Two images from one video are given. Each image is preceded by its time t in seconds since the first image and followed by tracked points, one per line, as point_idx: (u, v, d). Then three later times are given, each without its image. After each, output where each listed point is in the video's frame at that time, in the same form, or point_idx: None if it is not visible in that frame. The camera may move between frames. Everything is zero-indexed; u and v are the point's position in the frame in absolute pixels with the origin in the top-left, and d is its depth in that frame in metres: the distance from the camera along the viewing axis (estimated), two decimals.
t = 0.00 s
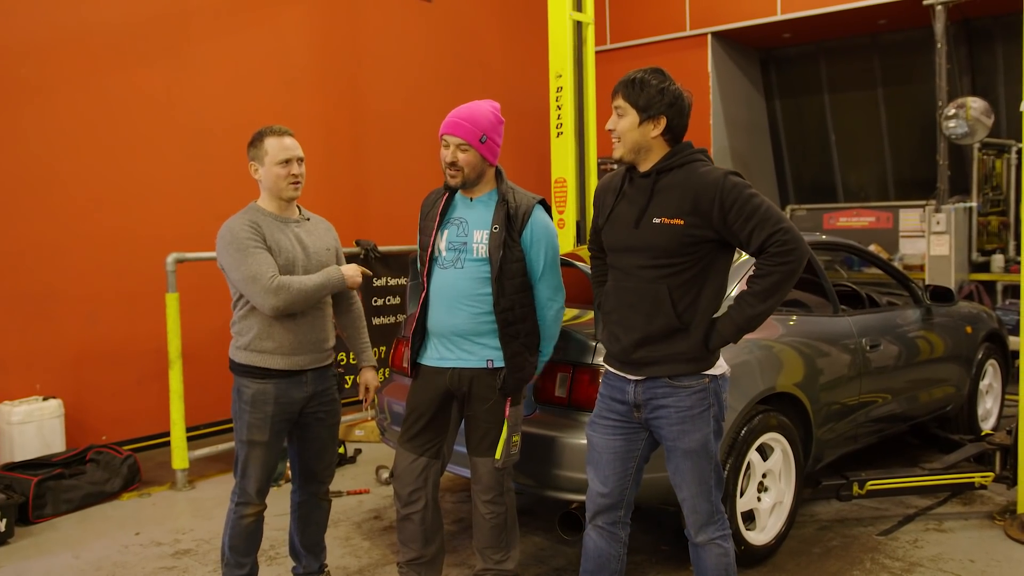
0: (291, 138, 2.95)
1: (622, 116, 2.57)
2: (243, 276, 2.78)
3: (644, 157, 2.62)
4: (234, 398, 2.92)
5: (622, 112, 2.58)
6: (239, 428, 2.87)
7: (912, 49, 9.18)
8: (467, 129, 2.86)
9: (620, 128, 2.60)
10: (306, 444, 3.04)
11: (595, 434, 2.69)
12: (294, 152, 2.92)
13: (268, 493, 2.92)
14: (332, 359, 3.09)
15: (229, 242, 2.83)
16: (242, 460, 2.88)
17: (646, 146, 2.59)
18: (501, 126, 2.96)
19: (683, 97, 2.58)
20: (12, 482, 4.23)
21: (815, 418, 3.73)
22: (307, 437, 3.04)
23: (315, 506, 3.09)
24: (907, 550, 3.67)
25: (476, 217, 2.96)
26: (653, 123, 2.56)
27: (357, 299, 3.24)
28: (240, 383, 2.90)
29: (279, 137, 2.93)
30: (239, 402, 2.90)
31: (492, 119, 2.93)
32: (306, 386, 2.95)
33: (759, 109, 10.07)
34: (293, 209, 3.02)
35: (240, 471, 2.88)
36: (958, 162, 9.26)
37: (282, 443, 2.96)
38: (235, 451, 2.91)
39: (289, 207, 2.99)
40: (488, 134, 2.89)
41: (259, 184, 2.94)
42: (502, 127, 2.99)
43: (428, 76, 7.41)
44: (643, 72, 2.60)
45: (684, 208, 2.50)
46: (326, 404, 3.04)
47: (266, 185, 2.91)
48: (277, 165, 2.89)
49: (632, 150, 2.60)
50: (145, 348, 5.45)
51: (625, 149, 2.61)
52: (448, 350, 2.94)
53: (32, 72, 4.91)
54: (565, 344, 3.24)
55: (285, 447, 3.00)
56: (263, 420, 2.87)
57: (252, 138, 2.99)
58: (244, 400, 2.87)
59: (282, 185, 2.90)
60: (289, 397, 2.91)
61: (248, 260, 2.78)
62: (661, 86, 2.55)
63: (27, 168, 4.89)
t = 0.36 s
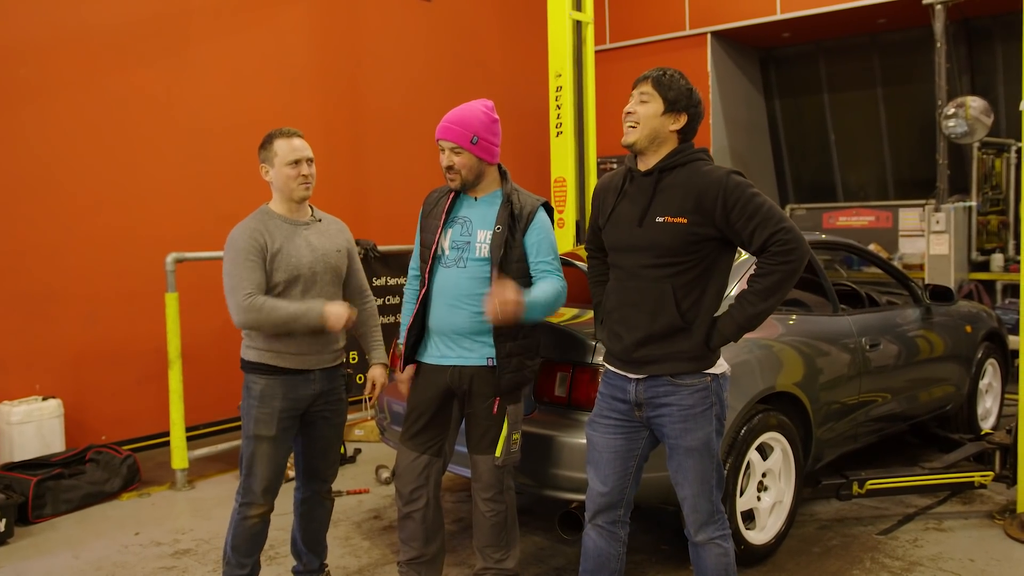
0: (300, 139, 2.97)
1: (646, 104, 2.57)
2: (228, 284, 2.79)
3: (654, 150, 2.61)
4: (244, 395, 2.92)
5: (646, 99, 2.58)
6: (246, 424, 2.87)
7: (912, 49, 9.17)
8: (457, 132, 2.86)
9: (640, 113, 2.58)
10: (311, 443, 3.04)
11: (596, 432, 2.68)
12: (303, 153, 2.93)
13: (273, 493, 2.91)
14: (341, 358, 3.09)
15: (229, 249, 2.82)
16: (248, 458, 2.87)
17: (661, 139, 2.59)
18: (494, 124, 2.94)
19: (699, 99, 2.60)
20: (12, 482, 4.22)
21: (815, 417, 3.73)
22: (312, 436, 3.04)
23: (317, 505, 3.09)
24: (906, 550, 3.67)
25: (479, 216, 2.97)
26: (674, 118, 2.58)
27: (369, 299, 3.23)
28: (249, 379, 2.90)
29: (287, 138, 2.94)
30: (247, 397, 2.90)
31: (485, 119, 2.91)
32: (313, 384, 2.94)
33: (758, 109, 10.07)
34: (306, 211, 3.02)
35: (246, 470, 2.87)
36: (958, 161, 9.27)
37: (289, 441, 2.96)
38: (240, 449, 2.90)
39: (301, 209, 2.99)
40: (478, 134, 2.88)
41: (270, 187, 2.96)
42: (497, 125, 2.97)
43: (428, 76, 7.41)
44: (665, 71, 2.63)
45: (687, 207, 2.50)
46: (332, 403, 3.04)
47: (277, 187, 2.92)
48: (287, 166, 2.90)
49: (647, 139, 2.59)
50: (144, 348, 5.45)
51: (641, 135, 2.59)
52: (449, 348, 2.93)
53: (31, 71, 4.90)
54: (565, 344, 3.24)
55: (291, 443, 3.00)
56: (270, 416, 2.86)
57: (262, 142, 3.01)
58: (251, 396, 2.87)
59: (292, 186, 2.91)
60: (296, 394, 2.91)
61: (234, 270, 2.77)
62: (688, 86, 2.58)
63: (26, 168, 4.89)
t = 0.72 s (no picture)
0: (307, 138, 2.98)
1: (660, 102, 2.56)
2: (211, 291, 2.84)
3: (663, 148, 2.61)
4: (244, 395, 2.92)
5: (659, 97, 2.57)
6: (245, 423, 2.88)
7: (912, 49, 9.17)
8: (447, 129, 2.86)
9: (652, 111, 2.57)
10: (312, 442, 3.04)
11: (595, 431, 2.68)
12: (312, 153, 2.94)
13: (272, 492, 2.91)
14: (342, 357, 3.08)
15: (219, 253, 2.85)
16: (247, 457, 2.88)
17: (672, 138, 2.59)
18: (486, 121, 2.91)
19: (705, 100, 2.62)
20: (12, 480, 4.22)
21: (815, 417, 3.73)
22: (312, 436, 3.04)
23: (318, 505, 3.09)
24: (906, 550, 3.67)
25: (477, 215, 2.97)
26: (683, 118, 2.59)
27: (371, 299, 3.23)
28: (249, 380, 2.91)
29: (294, 138, 2.95)
30: (246, 396, 2.91)
31: (477, 117, 2.89)
32: (313, 384, 2.94)
33: (759, 109, 10.07)
34: (311, 211, 3.02)
35: (246, 468, 2.88)
36: (958, 161, 9.27)
37: (289, 440, 2.95)
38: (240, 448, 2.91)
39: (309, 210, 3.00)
40: (468, 131, 2.86)
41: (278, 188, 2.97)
42: (490, 122, 2.93)
43: (428, 75, 7.41)
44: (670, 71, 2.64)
45: (691, 205, 2.50)
46: (332, 403, 3.03)
47: (286, 188, 2.93)
48: (295, 165, 2.91)
49: (659, 137, 2.58)
50: (145, 346, 5.45)
51: (653, 133, 2.58)
52: (449, 346, 2.93)
53: (32, 70, 4.90)
54: (565, 342, 3.23)
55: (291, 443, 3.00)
56: (267, 416, 2.86)
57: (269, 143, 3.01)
58: (250, 396, 2.88)
59: (301, 186, 2.92)
60: (295, 394, 2.90)
61: (217, 277, 2.81)
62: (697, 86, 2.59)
63: (26, 167, 4.89)
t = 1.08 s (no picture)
0: (303, 137, 2.98)
1: (654, 105, 2.55)
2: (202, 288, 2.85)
3: (660, 150, 2.61)
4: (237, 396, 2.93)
5: (652, 100, 2.56)
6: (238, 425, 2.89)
7: (912, 49, 9.17)
8: (434, 129, 2.91)
9: (647, 115, 2.56)
10: (306, 442, 3.03)
11: (594, 431, 2.68)
12: (307, 151, 2.95)
13: (269, 492, 2.91)
14: (335, 356, 3.08)
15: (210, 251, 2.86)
16: (242, 458, 2.89)
17: (669, 139, 2.59)
18: (474, 118, 2.91)
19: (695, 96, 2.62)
20: (12, 480, 4.22)
21: (815, 417, 3.73)
22: (307, 436, 3.04)
23: (315, 505, 3.08)
24: (906, 550, 3.67)
25: (473, 214, 2.97)
26: (678, 117, 2.59)
27: (366, 299, 3.22)
28: (240, 380, 2.91)
29: (290, 136, 2.95)
30: (239, 397, 2.92)
31: (464, 116, 2.91)
32: (305, 384, 2.94)
33: (759, 108, 10.06)
34: (305, 208, 3.02)
35: (240, 468, 2.89)
36: (958, 160, 9.27)
37: (282, 441, 2.96)
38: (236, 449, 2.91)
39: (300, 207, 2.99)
40: (453, 130, 2.89)
41: (272, 186, 2.96)
42: (480, 120, 2.93)
43: (428, 74, 7.41)
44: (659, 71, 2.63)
45: (691, 204, 2.50)
46: (326, 403, 3.03)
47: (280, 185, 2.93)
48: (290, 164, 2.91)
49: (657, 139, 2.58)
50: (145, 346, 5.45)
51: (650, 136, 2.57)
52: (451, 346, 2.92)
53: (32, 70, 4.90)
54: (565, 342, 3.23)
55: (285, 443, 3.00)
56: (259, 416, 2.87)
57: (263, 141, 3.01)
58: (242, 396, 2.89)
59: (296, 184, 2.92)
60: (287, 394, 2.90)
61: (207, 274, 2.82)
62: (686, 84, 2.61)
63: (27, 167, 4.89)
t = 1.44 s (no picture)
0: (302, 139, 2.98)
1: (613, 119, 2.59)
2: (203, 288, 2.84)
3: (640, 157, 2.61)
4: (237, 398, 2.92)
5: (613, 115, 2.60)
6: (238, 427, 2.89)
7: (912, 50, 9.17)
8: (423, 130, 2.90)
9: (611, 131, 2.61)
10: (306, 444, 3.03)
11: (595, 432, 2.68)
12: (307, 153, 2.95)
13: (269, 494, 2.91)
14: (335, 356, 3.08)
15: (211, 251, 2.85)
16: (242, 460, 2.88)
17: (640, 146, 2.59)
18: (463, 117, 2.92)
19: (669, 95, 2.58)
20: (12, 481, 4.23)
21: (815, 418, 3.73)
22: (307, 438, 3.04)
23: (315, 507, 3.08)
24: (906, 550, 3.67)
25: (466, 213, 2.98)
26: (642, 121, 2.56)
27: (364, 300, 3.22)
28: (240, 382, 2.91)
29: (289, 137, 2.95)
30: (240, 399, 2.91)
31: (453, 115, 2.91)
32: (305, 385, 2.94)
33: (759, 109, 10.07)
34: (302, 209, 3.03)
35: (241, 471, 2.88)
36: (958, 162, 9.28)
37: (283, 443, 2.95)
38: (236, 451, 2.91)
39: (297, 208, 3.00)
40: (443, 129, 2.88)
41: (269, 186, 2.96)
42: (468, 118, 2.93)
43: (427, 75, 7.41)
44: (630, 76, 2.61)
45: (688, 206, 2.50)
46: (326, 405, 3.03)
47: (277, 187, 2.93)
48: (288, 165, 2.91)
49: (627, 151, 2.60)
50: (144, 347, 5.45)
51: (620, 150, 2.61)
52: (450, 347, 2.92)
53: (32, 71, 4.91)
54: (564, 342, 3.23)
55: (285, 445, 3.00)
56: (260, 419, 2.87)
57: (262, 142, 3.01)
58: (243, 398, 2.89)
59: (294, 186, 2.92)
60: (288, 396, 2.90)
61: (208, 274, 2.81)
62: (646, 85, 2.55)
63: (26, 167, 4.89)
